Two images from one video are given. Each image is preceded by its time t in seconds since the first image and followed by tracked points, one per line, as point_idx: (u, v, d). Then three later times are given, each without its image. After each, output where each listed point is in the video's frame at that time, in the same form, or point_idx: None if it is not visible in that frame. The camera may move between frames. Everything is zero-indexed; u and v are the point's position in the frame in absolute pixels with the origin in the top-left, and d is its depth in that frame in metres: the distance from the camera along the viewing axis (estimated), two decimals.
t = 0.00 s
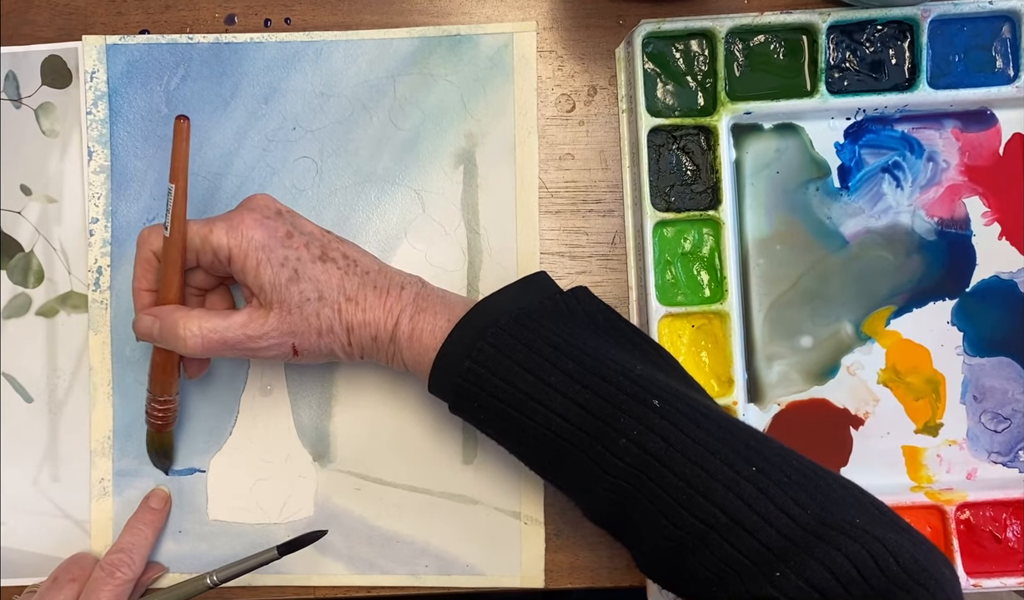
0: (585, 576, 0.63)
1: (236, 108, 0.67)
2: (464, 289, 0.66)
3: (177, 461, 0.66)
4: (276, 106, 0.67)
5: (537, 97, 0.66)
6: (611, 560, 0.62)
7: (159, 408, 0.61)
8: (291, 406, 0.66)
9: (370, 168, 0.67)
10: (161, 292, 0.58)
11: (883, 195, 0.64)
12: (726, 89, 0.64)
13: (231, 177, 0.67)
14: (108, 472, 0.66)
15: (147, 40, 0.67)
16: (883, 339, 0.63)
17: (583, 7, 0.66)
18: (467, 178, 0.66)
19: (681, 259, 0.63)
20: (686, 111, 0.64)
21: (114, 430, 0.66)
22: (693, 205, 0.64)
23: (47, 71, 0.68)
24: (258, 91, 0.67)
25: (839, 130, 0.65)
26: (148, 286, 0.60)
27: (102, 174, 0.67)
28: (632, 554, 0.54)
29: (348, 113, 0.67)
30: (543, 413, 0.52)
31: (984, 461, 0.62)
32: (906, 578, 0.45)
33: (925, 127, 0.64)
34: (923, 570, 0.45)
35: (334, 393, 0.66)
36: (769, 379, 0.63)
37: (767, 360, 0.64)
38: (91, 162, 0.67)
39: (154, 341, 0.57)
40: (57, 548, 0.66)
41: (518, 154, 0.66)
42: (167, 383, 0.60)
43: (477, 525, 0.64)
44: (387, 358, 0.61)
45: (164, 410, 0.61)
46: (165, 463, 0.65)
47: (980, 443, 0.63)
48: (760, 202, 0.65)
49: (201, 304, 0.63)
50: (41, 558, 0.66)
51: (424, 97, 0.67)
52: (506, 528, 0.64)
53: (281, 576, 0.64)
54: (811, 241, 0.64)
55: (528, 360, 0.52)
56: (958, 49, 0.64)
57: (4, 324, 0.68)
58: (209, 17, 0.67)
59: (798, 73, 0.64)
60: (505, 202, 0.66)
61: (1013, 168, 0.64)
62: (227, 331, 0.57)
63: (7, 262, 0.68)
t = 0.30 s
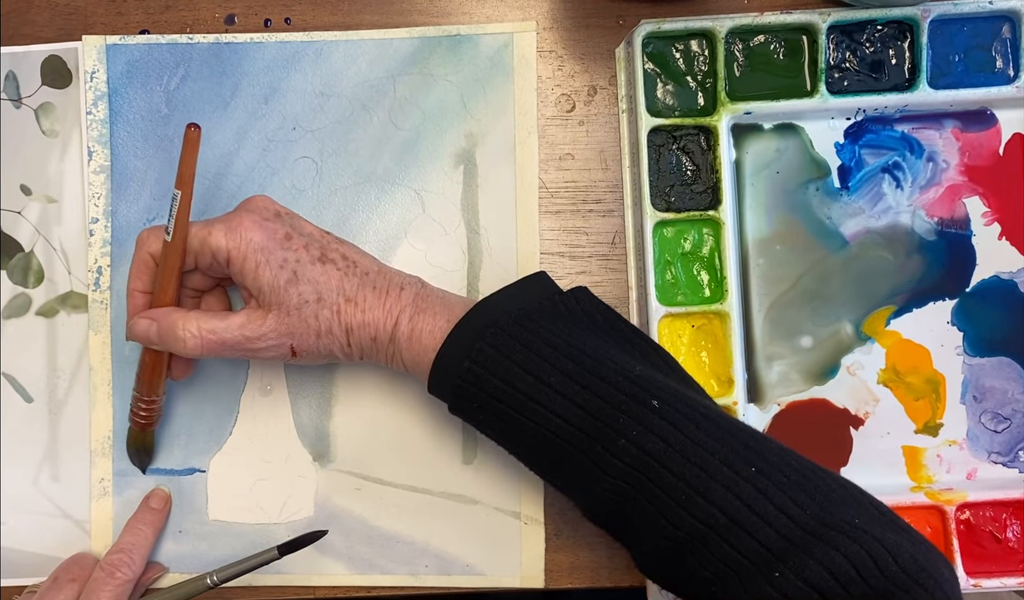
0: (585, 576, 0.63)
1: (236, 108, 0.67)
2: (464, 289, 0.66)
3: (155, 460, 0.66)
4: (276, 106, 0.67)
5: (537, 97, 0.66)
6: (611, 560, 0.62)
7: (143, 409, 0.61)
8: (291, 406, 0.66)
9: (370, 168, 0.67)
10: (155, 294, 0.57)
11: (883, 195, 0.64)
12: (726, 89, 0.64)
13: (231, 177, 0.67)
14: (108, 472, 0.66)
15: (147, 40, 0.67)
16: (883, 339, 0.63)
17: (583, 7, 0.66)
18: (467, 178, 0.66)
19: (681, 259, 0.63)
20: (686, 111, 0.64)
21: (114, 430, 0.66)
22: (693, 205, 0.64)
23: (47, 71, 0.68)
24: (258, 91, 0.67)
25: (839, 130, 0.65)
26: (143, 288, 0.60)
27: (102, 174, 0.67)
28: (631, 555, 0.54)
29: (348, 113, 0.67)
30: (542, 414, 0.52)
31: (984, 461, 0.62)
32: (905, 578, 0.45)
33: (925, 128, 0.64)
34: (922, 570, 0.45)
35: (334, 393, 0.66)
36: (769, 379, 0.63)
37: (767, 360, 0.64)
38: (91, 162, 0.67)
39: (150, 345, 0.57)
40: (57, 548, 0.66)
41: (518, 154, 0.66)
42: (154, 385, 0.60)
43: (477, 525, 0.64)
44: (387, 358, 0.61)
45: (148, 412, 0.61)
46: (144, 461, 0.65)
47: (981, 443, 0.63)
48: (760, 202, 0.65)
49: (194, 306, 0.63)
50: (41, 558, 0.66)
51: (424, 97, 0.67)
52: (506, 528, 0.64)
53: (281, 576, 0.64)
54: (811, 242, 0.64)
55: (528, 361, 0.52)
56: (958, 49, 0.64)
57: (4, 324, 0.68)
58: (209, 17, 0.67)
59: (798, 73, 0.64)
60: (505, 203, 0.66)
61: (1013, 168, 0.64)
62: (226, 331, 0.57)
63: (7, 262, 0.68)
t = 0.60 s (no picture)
0: (585, 576, 0.63)
1: (236, 108, 0.67)
2: (464, 289, 0.66)
3: (155, 460, 0.66)
4: (276, 106, 0.67)
5: (537, 97, 0.66)
6: (611, 560, 0.62)
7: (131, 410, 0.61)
8: (291, 406, 0.66)
9: (370, 168, 0.67)
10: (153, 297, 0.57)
11: (883, 195, 0.64)
12: (726, 89, 0.64)
13: (231, 177, 0.67)
14: (108, 472, 0.66)
15: (147, 40, 0.67)
16: (883, 339, 0.63)
17: (584, 7, 0.66)
18: (467, 178, 0.66)
19: (681, 259, 0.63)
20: (686, 111, 0.64)
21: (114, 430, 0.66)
22: (693, 205, 0.64)
23: (47, 71, 0.68)
24: (258, 91, 0.67)
25: (839, 130, 0.65)
26: (139, 290, 0.60)
27: (102, 174, 0.67)
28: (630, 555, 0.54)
29: (348, 113, 0.67)
30: (542, 414, 0.52)
31: (984, 461, 0.62)
32: (904, 577, 0.45)
33: (926, 127, 0.64)
34: (921, 571, 0.45)
35: (334, 393, 0.66)
36: (769, 379, 0.63)
37: (767, 360, 0.64)
38: (91, 162, 0.67)
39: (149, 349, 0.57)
40: (57, 548, 0.66)
41: (518, 154, 0.66)
42: (145, 386, 0.61)
43: (477, 525, 0.64)
44: (386, 359, 0.61)
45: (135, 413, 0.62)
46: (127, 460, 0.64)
47: (980, 443, 0.63)
48: (760, 202, 0.65)
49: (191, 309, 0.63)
50: (41, 558, 0.66)
51: (423, 97, 0.67)
52: (506, 528, 0.64)
53: (281, 576, 0.64)
54: (811, 241, 0.64)
55: (528, 362, 0.52)
56: (958, 49, 0.64)
57: (4, 324, 0.68)
58: (209, 17, 0.67)
59: (799, 73, 0.64)
60: (505, 203, 0.66)
61: (1013, 168, 0.64)
62: (225, 334, 0.57)
63: (7, 262, 0.68)
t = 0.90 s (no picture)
0: (585, 576, 0.63)
1: (237, 108, 0.67)
2: (464, 289, 0.66)
3: (155, 460, 0.66)
4: (276, 106, 0.67)
5: (537, 97, 0.66)
6: (611, 559, 0.62)
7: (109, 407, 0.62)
8: (291, 406, 0.66)
9: (370, 168, 0.67)
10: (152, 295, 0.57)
11: (883, 195, 0.64)
12: (726, 89, 0.64)
13: (231, 177, 0.67)
14: (108, 472, 0.66)
15: (147, 40, 0.67)
16: (883, 339, 0.63)
17: (584, 7, 0.66)
18: (467, 178, 0.66)
19: (681, 259, 0.63)
20: (686, 111, 0.64)
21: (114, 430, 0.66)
22: (693, 205, 0.64)
23: (47, 71, 0.68)
24: (258, 91, 0.67)
25: (839, 130, 0.65)
26: (134, 290, 0.59)
27: (102, 174, 0.67)
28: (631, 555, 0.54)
29: (348, 113, 0.67)
30: (546, 414, 0.52)
31: (984, 461, 0.62)
32: (908, 581, 0.45)
33: (926, 127, 0.64)
34: (924, 574, 0.46)
35: (334, 393, 0.66)
36: (769, 379, 0.63)
37: (767, 360, 0.64)
38: (91, 162, 0.67)
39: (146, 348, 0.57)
40: (57, 548, 0.66)
41: (518, 154, 0.66)
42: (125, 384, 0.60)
43: (477, 525, 0.64)
44: (388, 355, 0.61)
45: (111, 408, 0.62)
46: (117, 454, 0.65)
47: (981, 443, 0.63)
48: (760, 202, 0.65)
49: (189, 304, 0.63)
50: (41, 558, 0.66)
51: (423, 97, 0.67)
52: (506, 527, 0.64)
53: (281, 576, 0.64)
54: (812, 241, 0.64)
55: (532, 361, 0.52)
56: (958, 49, 0.64)
57: (3, 324, 0.68)
58: (209, 17, 0.67)
59: (799, 73, 0.64)
60: (505, 203, 0.66)
61: (1013, 168, 0.64)
62: (224, 331, 0.57)
63: (7, 262, 0.68)
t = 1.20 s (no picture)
0: (584, 576, 0.63)
1: (236, 109, 0.67)
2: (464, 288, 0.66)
3: (155, 460, 0.66)
4: (276, 106, 0.67)
5: (537, 97, 0.66)
6: (611, 559, 0.62)
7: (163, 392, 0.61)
8: (291, 406, 0.66)
9: (370, 168, 0.67)
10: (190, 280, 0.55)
11: (883, 195, 0.64)
12: (726, 89, 0.64)
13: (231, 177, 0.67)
14: (108, 472, 0.66)
15: (147, 40, 0.67)
16: (883, 339, 0.63)
17: (583, 7, 0.66)
18: (467, 178, 0.66)
19: (681, 259, 0.63)
20: (686, 111, 0.64)
21: (114, 430, 0.66)
22: (693, 205, 0.64)
23: (47, 71, 0.68)
24: (258, 91, 0.67)
25: (839, 130, 0.65)
26: (172, 271, 0.58)
27: (102, 174, 0.67)
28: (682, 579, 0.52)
29: (348, 113, 0.67)
30: (604, 438, 0.49)
31: (984, 461, 0.62)
32: None
33: (925, 128, 0.64)
34: None
35: (334, 392, 0.66)
36: (769, 379, 0.63)
37: (767, 360, 0.64)
38: (91, 162, 0.67)
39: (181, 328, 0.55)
40: (57, 548, 0.66)
41: (518, 154, 0.66)
42: (182, 368, 0.59)
43: (477, 525, 0.64)
44: (431, 363, 0.57)
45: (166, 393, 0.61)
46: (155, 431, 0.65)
47: (981, 443, 0.63)
48: (760, 201, 0.65)
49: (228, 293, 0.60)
50: (41, 559, 0.66)
51: (424, 97, 0.67)
52: (506, 527, 0.64)
53: (281, 576, 0.64)
54: (812, 241, 0.64)
55: (592, 383, 0.49)
56: (958, 49, 0.64)
57: (3, 324, 0.68)
58: (209, 17, 0.67)
59: (798, 73, 0.64)
60: (505, 203, 0.66)
61: (1013, 168, 0.64)
62: (262, 329, 0.54)
63: (7, 263, 0.68)
